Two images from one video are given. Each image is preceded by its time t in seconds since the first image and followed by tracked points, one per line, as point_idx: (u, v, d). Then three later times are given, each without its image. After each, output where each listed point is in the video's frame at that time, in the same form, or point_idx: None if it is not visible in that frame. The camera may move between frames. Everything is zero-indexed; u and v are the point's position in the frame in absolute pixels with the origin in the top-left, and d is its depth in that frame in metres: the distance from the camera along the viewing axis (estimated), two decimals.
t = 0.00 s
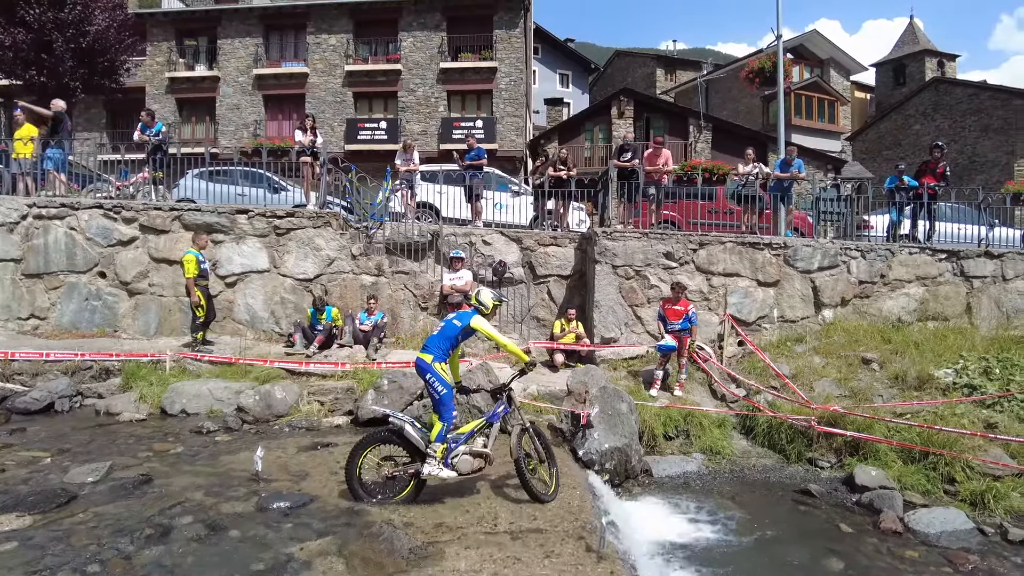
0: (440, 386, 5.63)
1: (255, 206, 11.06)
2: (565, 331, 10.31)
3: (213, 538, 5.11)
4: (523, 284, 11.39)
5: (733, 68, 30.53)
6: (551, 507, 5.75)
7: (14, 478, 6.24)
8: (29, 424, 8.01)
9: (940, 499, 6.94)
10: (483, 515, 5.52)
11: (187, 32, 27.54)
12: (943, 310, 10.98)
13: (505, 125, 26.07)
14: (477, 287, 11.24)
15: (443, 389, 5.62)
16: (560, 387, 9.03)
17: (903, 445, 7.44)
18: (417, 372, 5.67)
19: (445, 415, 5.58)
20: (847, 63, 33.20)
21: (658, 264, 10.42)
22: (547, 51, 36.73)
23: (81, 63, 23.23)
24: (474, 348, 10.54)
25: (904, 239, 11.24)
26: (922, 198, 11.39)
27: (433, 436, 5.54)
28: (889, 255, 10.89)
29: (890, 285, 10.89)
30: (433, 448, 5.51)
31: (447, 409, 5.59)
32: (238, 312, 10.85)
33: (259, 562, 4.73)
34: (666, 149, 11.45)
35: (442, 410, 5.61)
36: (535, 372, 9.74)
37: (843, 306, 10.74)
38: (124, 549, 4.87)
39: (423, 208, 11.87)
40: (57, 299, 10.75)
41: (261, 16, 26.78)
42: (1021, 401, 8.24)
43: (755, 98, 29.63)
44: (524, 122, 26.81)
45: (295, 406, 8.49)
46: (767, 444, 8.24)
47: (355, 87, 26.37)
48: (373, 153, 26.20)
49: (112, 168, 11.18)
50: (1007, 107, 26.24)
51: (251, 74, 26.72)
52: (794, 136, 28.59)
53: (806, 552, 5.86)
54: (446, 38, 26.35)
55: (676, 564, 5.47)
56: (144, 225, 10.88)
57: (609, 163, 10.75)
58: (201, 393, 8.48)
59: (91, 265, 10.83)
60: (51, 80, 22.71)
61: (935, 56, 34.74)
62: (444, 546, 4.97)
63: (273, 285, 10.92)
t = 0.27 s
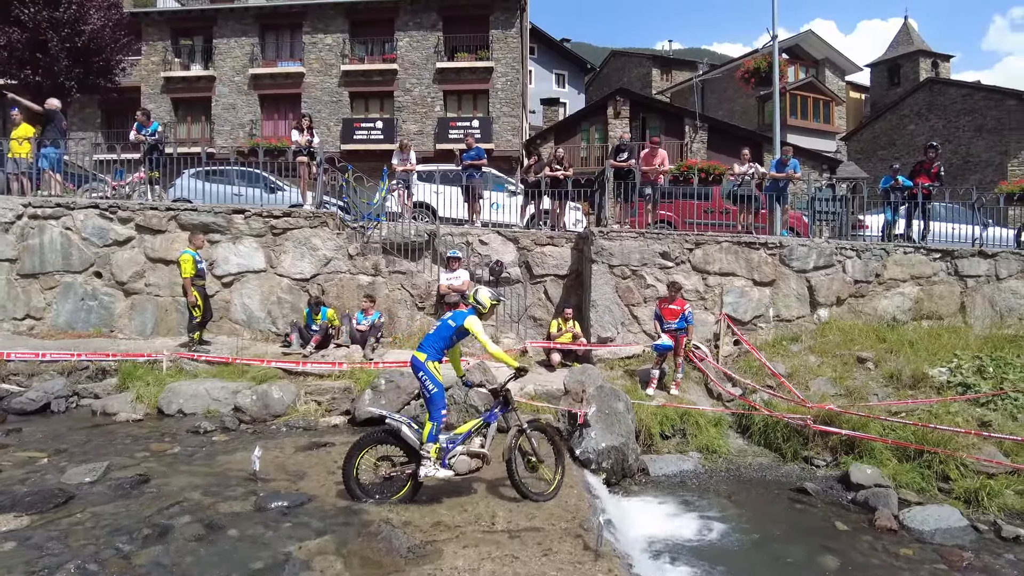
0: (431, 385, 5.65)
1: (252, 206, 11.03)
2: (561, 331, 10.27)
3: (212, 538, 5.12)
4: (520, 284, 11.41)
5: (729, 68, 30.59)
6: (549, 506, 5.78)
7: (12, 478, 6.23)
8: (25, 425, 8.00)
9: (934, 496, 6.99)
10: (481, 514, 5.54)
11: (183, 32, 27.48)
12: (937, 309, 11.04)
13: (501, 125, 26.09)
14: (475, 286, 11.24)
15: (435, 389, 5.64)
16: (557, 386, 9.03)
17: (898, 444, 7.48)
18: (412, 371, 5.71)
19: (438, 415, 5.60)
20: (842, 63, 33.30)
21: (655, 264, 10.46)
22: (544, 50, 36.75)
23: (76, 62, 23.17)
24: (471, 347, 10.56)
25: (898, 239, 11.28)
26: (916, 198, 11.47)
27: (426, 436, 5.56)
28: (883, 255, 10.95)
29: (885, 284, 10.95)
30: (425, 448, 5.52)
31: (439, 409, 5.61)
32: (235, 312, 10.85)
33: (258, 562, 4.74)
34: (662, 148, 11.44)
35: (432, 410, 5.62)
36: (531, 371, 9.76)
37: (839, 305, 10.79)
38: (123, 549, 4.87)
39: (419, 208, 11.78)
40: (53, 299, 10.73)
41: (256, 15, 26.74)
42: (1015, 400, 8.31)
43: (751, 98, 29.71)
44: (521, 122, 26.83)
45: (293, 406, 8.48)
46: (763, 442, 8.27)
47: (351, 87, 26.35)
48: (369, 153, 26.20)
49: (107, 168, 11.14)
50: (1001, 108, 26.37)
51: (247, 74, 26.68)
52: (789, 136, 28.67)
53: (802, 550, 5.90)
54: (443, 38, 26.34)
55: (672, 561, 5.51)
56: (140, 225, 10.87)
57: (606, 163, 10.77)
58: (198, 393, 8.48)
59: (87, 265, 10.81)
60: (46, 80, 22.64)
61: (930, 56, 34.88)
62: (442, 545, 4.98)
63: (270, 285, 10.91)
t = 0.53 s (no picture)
0: (432, 382, 5.71)
1: (246, 206, 11.00)
2: (557, 330, 10.42)
3: (208, 537, 5.12)
4: (515, 284, 11.43)
5: (724, 68, 30.67)
6: (544, 505, 5.80)
7: (6, 479, 6.22)
8: (19, 425, 7.98)
9: (927, 494, 7.05)
10: (477, 513, 5.56)
11: (177, 31, 27.41)
12: (930, 308, 11.11)
13: (496, 125, 26.11)
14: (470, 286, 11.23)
15: (436, 386, 5.69)
16: (553, 386, 9.04)
17: (891, 441, 7.53)
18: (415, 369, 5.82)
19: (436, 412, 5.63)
20: (835, 63, 33.43)
21: (650, 263, 10.49)
22: (539, 50, 36.79)
23: (70, 61, 23.09)
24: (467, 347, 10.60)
25: (891, 238, 11.34)
26: (909, 198, 11.52)
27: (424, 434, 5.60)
28: (877, 254, 11.01)
29: (879, 283, 11.01)
30: (424, 446, 5.52)
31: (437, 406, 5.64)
32: (230, 312, 10.84)
33: (254, 561, 4.75)
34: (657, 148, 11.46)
35: (432, 407, 5.65)
36: (527, 370, 9.79)
37: (833, 304, 10.85)
38: (119, 548, 4.87)
39: (414, 208, 11.89)
40: (47, 299, 10.70)
41: (251, 14, 26.68)
42: (1007, 398, 8.38)
43: (745, 98, 29.80)
44: (516, 122, 26.85)
45: (288, 406, 8.48)
46: (758, 441, 8.31)
47: (346, 86, 26.33)
48: (365, 153, 26.19)
49: (101, 168, 11.12)
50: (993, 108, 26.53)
51: (241, 74, 26.63)
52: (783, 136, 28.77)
53: (796, 547, 5.94)
54: (438, 38, 26.34)
55: (666, 558, 5.54)
56: (135, 225, 10.85)
57: (601, 163, 10.80)
58: (193, 393, 8.47)
59: (81, 265, 10.78)
60: (40, 79, 22.56)
61: (923, 57, 35.05)
62: (438, 543, 5.00)
63: (265, 285, 10.91)
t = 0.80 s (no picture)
0: (437, 378, 5.69)
1: (241, 206, 11.01)
2: (552, 330, 10.40)
3: (203, 538, 5.12)
4: (510, 284, 11.45)
5: (718, 69, 30.76)
6: (538, 505, 5.81)
7: None
8: (12, 426, 7.95)
9: (919, 492, 7.10)
10: (472, 513, 5.57)
11: (171, 30, 27.33)
12: (922, 308, 11.18)
13: (491, 125, 26.14)
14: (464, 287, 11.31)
15: (441, 382, 5.68)
16: (548, 386, 9.06)
17: (883, 440, 7.58)
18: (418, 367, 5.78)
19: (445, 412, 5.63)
20: (829, 64, 33.57)
21: (644, 263, 10.53)
22: (534, 50, 36.83)
23: (63, 61, 23.00)
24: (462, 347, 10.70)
25: (885, 238, 11.37)
26: (902, 198, 11.53)
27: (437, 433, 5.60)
28: (870, 254, 11.08)
29: (872, 283, 11.08)
30: (438, 443, 5.54)
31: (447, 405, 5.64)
32: (225, 312, 10.82)
33: (249, 561, 4.76)
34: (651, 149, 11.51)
35: (441, 403, 5.67)
36: (522, 370, 9.81)
37: (826, 304, 10.90)
38: (113, 549, 4.87)
39: (410, 208, 11.86)
40: (41, 299, 10.67)
41: (246, 14, 26.62)
42: (997, 397, 8.45)
43: (740, 99, 29.89)
44: (511, 122, 26.88)
45: (283, 406, 8.48)
46: (751, 440, 8.35)
47: (341, 86, 26.30)
48: (359, 153, 26.18)
49: (94, 168, 11.04)
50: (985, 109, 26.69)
51: (236, 73, 26.57)
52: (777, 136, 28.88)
53: (789, 545, 5.97)
54: (433, 38, 26.34)
55: (660, 557, 5.56)
56: (129, 225, 10.82)
57: (595, 163, 10.82)
58: (188, 393, 8.46)
59: (75, 265, 10.75)
60: (33, 79, 22.45)
61: (916, 58, 35.22)
62: (433, 543, 5.01)
63: (260, 285, 10.90)
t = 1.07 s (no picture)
0: (450, 385, 5.72)
1: (234, 206, 10.99)
2: (546, 330, 10.50)
3: (195, 538, 5.11)
4: (504, 283, 11.48)
5: (712, 69, 30.85)
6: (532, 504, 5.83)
7: None
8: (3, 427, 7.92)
9: (910, 490, 7.15)
10: (464, 512, 5.58)
11: (164, 30, 27.22)
12: (914, 307, 11.24)
13: (486, 125, 26.15)
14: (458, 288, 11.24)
15: (454, 387, 5.70)
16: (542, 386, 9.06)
17: (874, 439, 7.63)
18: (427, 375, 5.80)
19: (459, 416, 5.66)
20: (822, 64, 33.72)
21: (637, 263, 10.55)
22: (528, 51, 36.86)
23: (55, 60, 22.88)
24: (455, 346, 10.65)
25: (877, 238, 11.44)
26: (893, 198, 11.62)
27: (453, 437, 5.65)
28: (862, 254, 11.14)
29: (864, 283, 11.14)
30: (455, 444, 5.62)
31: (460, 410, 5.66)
32: (218, 312, 10.79)
33: (241, 561, 4.76)
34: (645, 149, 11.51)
35: (457, 408, 5.69)
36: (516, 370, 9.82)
37: (818, 304, 10.96)
38: (104, 550, 4.86)
39: (403, 208, 11.88)
40: (32, 299, 10.61)
41: (239, 13, 26.54)
42: (988, 395, 8.47)
43: (733, 99, 29.99)
44: (505, 122, 26.89)
45: (276, 406, 8.47)
46: (744, 439, 8.39)
47: (335, 86, 26.25)
48: (353, 153, 26.13)
49: (86, 167, 11.04)
50: (976, 110, 26.85)
51: (229, 73, 26.49)
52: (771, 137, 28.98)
53: (781, 543, 6.01)
54: (427, 38, 26.32)
55: (652, 555, 5.58)
56: (121, 225, 10.79)
57: (589, 164, 10.89)
58: (180, 394, 8.44)
59: (67, 265, 10.71)
60: (24, 78, 22.33)
61: (908, 59, 35.42)
62: (425, 542, 5.02)
63: (253, 285, 10.88)
